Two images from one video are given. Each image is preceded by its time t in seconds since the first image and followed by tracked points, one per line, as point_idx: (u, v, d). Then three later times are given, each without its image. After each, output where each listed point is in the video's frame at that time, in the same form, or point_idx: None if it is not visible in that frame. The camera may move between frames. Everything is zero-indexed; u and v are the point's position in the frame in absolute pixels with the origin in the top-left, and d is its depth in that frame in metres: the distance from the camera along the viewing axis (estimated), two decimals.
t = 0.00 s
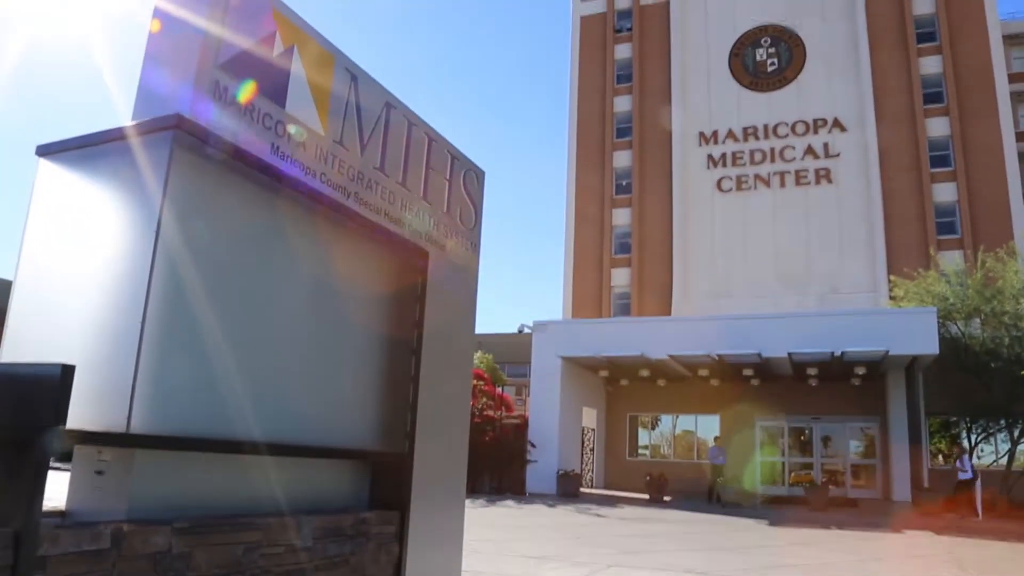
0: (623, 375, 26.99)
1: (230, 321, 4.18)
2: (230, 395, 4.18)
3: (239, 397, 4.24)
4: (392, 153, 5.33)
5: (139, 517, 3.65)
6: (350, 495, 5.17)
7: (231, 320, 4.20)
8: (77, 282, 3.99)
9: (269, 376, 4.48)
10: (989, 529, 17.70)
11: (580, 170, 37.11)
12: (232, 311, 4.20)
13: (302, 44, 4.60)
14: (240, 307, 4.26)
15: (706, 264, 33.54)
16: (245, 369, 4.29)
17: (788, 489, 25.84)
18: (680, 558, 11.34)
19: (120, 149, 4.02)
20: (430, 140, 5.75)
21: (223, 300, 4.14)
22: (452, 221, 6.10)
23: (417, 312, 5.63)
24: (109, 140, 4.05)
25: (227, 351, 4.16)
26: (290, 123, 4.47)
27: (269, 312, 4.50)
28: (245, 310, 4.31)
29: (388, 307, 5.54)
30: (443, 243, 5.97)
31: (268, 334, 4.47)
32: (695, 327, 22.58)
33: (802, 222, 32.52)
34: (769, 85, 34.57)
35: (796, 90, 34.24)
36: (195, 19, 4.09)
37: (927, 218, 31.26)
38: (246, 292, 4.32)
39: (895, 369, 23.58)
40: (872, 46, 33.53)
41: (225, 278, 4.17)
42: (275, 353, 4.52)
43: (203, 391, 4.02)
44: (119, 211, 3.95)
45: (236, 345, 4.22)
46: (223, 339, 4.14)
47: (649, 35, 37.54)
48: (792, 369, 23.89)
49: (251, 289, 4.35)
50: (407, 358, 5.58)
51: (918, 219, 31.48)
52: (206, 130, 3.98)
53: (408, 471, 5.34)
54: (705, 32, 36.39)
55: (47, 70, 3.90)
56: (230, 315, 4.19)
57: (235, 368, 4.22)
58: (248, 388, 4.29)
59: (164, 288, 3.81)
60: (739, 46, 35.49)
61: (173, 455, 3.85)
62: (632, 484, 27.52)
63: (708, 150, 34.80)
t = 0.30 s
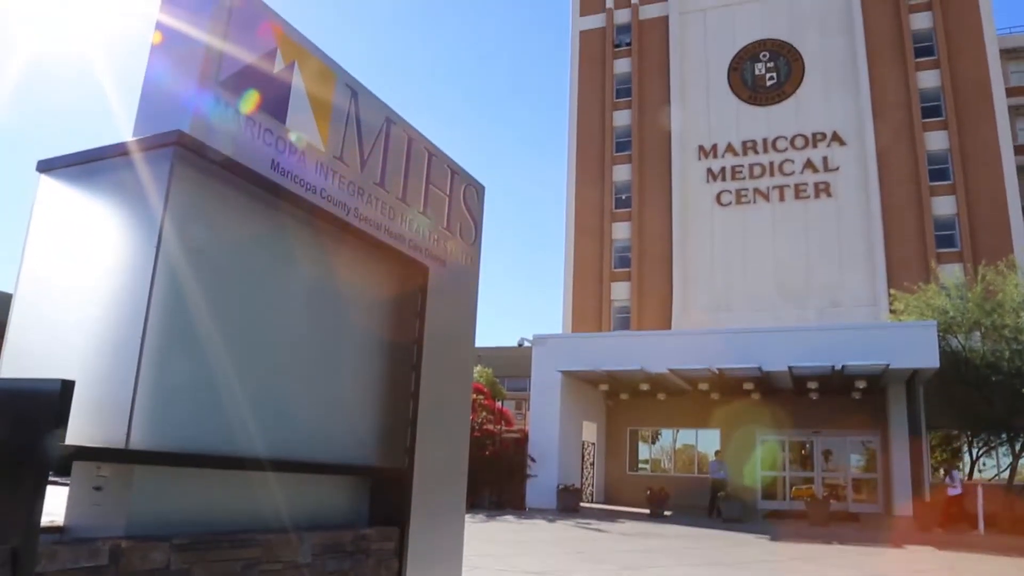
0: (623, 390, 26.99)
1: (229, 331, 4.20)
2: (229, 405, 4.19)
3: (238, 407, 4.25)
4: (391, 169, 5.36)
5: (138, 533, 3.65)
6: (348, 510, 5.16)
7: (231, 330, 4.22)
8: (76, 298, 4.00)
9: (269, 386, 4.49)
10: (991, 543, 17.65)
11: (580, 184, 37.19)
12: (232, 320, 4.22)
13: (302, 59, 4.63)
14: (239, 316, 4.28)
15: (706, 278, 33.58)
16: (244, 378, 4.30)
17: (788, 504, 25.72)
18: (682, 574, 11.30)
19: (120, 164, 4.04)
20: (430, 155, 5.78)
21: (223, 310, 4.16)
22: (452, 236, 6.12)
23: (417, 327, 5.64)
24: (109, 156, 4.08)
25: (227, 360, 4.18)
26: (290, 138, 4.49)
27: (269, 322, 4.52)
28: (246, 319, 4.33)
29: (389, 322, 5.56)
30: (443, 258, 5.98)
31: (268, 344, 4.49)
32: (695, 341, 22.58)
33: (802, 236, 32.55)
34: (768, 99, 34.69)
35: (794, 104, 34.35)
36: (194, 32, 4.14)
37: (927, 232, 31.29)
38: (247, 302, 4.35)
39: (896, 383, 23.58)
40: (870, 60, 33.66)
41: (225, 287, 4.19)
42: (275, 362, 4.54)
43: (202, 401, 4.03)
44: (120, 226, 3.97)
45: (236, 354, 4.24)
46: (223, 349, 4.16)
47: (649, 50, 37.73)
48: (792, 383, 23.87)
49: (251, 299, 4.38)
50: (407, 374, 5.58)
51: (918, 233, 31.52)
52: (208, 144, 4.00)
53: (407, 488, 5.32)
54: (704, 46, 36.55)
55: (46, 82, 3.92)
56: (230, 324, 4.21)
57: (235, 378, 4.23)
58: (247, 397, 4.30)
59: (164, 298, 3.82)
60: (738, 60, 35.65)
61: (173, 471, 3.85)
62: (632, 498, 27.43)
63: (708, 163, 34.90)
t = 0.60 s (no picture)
0: (623, 405, 26.96)
1: (231, 346, 4.24)
2: (230, 420, 4.22)
3: (239, 421, 4.27)
4: (392, 186, 5.39)
5: (136, 551, 3.65)
6: (344, 528, 5.17)
7: (231, 344, 4.26)
8: (77, 314, 4.00)
9: (269, 403, 4.53)
10: (993, 559, 17.54)
11: (580, 199, 37.29)
12: (232, 334, 4.26)
13: (302, 76, 4.66)
14: (240, 332, 4.33)
15: (706, 294, 33.60)
16: (245, 393, 4.34)
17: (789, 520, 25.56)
18: None
19: (122, 181, 4.06)
20: (430, 171, 5.82)
21: (224, 325, 4.20)
22: (453, 252, 6.16)
23: (416, 344, 5.68)
24: (111, 174, 4.08)
25: (228, 375, 4.21)
26: (290, 155, 4.51)
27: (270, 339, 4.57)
28: (246, 336, 4.37)
29: (389, 339, 5.59)
30: (444, 275, 6.01)
31: (269, 361, 4.54)
32: (695, 356, 22.56)
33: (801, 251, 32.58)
34: (766, 114, 34.84)
35: (793, 119, 34.50)
36: (195, 47, 4.20)
37: (926, 247, 31.30)
38: (248, 318, 4.39)
39: (896, 398, 23.53)
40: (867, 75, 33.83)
41: (226, 303, 4.24)
42: (276, 378, 4.59)
43: (203, 416, 4.05)
44: (121, 243, 3.97)
45: (237, 369, 4.28)
46: (225, 365, 4.20)
47: (647, 65, 37.94)
48: (793, 398, 23.83)
49: (251, 315, 4.43)
50: (406, 391, 5.62)
51: (917, 248, 31.55)
52: (214, 165, 4.03)
53: (406, 505, 5.35)
54: (702, 62, 36.77)
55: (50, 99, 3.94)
56: (231, 338, 4.26)
57: (236, 392, 4.26)
58: (248, 413, 4.33)
59: (164, 309, 3.85)
60: (736, 76, 35.83)
61: (173, 485, 3.85)
62: (632, 514, 27.32)
63: (707, 178, 35.01)
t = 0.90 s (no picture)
0: (622, 419, 26.93)
1: (229, 356, 4.32)
2: (229, 431, 4.30)
3: (238, 432, 4.34)
4: (391, 199, 5.48)
5: (133, 565, 3.66)
6: (345, 542, 5.22)
7: (231, 353, 4.34)
8: (77, 327, 4.04)
9: (267, 413, 4.61)
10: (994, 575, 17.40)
11: (579, 212, 37.38)
12: (231, 346, 4.35)
13: (301, 90, 4.73)
14: (239, 344, 4.41)
15: (705, 308, 33.60)
16: (244, 405, 4.41)
17: (789, 534, 25.50)
18: None
19: (124, 194, 4.09)
20: (430, 186, 5.90)
21: (224, 337, 4.29)
22: (453, 266, 6.24)
23: (416, 358, 5.77)
24: (112, 187, 4.12)
25: (227, 386, 4.29)
26: (291, 171, 4.59)
27: (268, 351, 4.65)
28: (245, 347, 4.45)
29: (388, 352, 5.68)
30: (444, 290, 6.09)
31: (267, 373, 4.62)
32: (694, 369, 22.55)
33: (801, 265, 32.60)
34: (765, 127, 34.97)
35: (791, 133, 34.63)
36: (195, 59, 4.27)
37: (925, 260, 31.28)
38: (247, 330, 4.48)
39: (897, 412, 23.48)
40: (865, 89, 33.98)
41: (225, 316, 4.31)
42: (275, 390, 4.68)
43: (203, 426, 4.12)
44: (120, 257, 4.02)
45: (235, 380, 4.36)
46: (224, 374, 4.28)
47: (645, 79, 38.13)
48: (793, 412, 23.80)
49: (251, 328, 4.51)
50: (405, 405, 5.70)
51: (916, 260, 31.55)
52: (215, 182, 4.09)
53: (404, 518, 5.42)
54: (700, 76, 36.92)
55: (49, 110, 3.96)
56: (230, 350, 4.34)
57: (235, 403, 4.34)
58: (247, 423, 4.40)
59: (164, 320, 3.92)
60: (735, 89, 36.01)
61: (171, 502, 3.88)
62: (631, 529, 27.22)
63: (705, 192, 35.12)
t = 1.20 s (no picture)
0: (621, 430, 26.88)
1: (231, 369, 4.35)
2: (230, 442, 4.33)
3: (239, 443, 4.38)
4: (391, 210, 5.54)
5: None
6: (343, 553, 5.26)
7: (232, 364, 4.37)
8: (75, 332, 4.09)
9: (267, 422, 4.62)
10: None
11: (578, 223, 37.41)
12: (232, 354, 4.37)
13: (301, 104, 4.78)
14: (240, 352, 4.43)
15: (705, 319, 33.57)
16: (243, 412, 4.44)
17: (789, 546, 25.42)
18: None
19: (125, 207, 4.12)
20: (429, 197, 5.96)
21: (225, 344, 4.32)
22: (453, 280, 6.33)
23: (414, 370, 5.83)
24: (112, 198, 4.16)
25: (226, 394, 4.31)
26: (289, 184, 4.64)
27: (270, 362, 4.69)
28: (246, 356, 4.48)
29: (387, 364, 5.74)
30: (441, 302, 6.18)
31: (267, 383, 4.65)
32: (693, 380, 22.53)
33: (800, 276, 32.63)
34: (763, 139, 35.07)
35: (789, 144, 34.70)
36: (196, 69, 4.31)
37: (925, 272, 31.26)
38: (248, 339, 4.51)
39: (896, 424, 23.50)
40: (864, 101, 34.09)
41: (226, 327, 4.34)
42: (275, 400, 4.70)
43: (201, 431, 4.13)
44: (119, 267, 4.05)
45: (236, 389, 4.38)
46: (225, 385, 4.30)
47: (644, 90, 38.28)
48: (792, 423, 23.73)
49: (252, 340, 4.54)
50: (402, 417, 5.75)
51: (915, 271, 31.56)
52: (216, 194, 4.14)
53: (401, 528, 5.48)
54: (699, 87, 37.02)
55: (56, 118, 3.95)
56: (231, 358, 4.37)
57: (234, 410, 4.37)
58: (248, 435, 4.44)
59: (165, 325, 3.95)
60: (734, 101, 36.15)
61: (166, 515, 3.93)
62: (630, 541, 27.11)
63: (704, 203, 35.19)
